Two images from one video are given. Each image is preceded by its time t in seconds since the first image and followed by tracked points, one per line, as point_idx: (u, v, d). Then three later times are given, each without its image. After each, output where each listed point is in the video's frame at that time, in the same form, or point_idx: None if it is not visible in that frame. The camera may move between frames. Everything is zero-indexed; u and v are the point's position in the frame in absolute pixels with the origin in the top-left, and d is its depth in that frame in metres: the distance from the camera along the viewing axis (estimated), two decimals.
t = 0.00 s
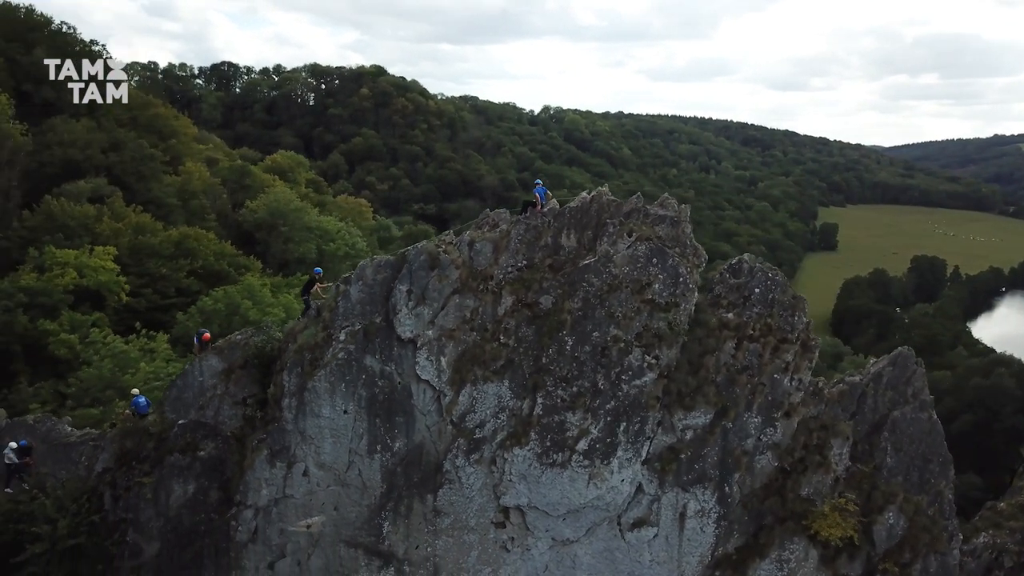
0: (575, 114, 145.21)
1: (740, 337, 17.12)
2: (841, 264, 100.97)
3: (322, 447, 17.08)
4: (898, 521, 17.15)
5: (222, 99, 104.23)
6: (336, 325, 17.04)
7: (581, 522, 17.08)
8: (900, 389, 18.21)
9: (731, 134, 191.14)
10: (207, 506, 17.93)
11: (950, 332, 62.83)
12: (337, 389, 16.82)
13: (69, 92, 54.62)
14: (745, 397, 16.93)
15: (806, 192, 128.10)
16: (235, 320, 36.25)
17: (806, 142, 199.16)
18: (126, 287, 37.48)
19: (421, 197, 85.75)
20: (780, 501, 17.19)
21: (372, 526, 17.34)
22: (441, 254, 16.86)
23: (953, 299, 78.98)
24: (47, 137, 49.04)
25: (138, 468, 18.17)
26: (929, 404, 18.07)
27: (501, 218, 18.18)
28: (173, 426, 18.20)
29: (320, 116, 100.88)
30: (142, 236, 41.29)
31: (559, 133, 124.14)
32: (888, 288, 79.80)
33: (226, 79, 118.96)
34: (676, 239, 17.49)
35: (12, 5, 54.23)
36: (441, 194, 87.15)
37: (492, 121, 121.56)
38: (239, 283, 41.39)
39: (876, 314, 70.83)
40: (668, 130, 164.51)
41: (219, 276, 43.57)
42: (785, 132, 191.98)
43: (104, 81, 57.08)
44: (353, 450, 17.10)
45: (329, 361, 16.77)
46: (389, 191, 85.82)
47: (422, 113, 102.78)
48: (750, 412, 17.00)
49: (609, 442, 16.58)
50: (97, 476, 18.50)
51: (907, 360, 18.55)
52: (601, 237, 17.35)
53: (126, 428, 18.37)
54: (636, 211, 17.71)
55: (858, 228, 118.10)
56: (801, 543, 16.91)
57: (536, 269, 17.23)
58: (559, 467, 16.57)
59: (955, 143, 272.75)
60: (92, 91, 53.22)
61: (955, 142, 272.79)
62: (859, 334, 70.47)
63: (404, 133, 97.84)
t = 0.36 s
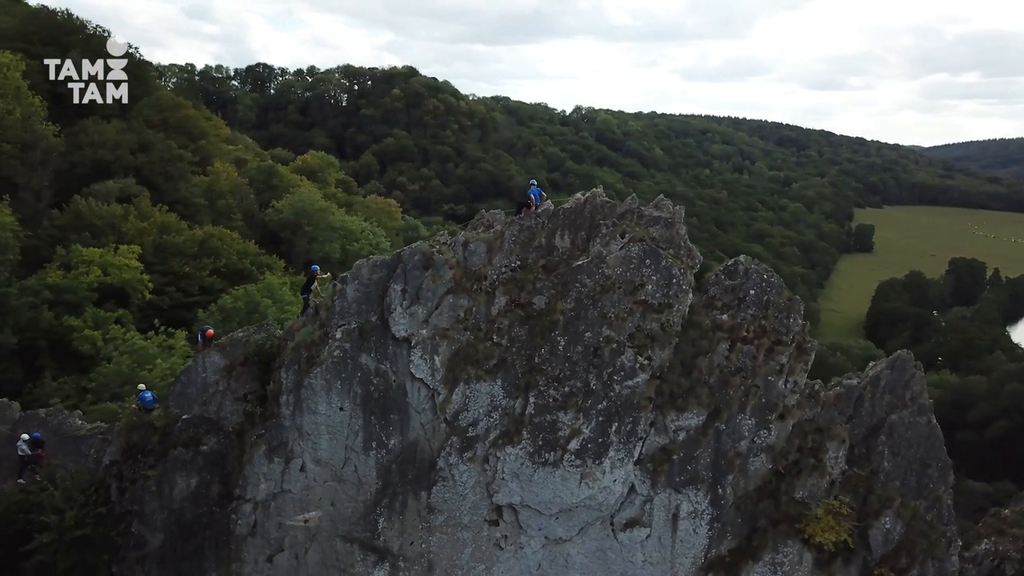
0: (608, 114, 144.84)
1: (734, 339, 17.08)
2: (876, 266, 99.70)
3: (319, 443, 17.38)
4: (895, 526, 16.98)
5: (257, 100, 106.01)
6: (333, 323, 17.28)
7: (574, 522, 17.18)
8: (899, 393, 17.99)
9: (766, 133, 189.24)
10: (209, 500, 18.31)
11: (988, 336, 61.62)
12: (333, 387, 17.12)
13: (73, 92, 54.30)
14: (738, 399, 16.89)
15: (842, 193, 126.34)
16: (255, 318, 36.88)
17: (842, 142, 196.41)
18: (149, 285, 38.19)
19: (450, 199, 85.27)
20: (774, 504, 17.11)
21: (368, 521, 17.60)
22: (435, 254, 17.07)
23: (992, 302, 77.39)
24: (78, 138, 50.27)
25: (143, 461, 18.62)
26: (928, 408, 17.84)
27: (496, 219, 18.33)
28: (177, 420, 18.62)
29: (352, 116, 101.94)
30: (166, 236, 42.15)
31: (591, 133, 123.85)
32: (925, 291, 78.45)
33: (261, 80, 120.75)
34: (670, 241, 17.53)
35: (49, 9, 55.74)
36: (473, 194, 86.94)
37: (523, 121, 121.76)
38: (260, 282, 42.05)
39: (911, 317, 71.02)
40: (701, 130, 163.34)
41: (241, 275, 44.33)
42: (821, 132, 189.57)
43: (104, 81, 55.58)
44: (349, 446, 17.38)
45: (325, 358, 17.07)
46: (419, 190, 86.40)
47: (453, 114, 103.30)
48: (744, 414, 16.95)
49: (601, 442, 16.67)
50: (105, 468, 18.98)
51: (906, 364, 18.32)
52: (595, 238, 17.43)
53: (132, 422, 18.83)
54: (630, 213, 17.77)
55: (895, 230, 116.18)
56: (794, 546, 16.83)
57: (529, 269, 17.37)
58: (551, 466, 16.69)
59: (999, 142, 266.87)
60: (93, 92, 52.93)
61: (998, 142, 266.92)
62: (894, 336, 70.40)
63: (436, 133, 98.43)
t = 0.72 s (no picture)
0: (648, 114, 144.08)
1: (734, 340, 17.07)
2: (922, 269, 97.72)
3: (324, 438, 17.79)
4: (898, 531, 16.80)
5: (299, 101, 107.80)
6: (338, 321, 17.66)
7: (574, 520, 17.30)
8: (905, 397, 17.74)
9: (811, 133, 186.41)
10: (220, 491, 18.84)
11: None
12: (338, 383, 17.52)
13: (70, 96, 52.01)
14: (738, 401, 16.89)
15: (887, 194, 123.86)
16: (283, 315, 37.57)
17: (890, 142, 192.44)
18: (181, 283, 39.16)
19: (489, 198, 86.01)
20: (774, 506, 17.06)
21: (372, 515, 17.93)
22: (438, 254, 17.36)
23: None
24: (119, 140, 51.68)
25: (159, 452, 19.22)
26: (934, 413, 17.57)
27: (500, 220, 18.56)
28: (192, 413, 19.18)
29: (393, 118, 103.09)
30: (199, 234, 43.17)
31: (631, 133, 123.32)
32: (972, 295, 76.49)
33: (304, 81, 122.73)
34: (672, 242, 17.60)
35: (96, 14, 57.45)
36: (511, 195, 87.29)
37: (562, 122, 121.79)
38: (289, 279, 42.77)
39: (957, 321, 69.69)
40: (744, 130, 161.55)
41: (272, 274, 45.11)
42: (868, 132, 186.04)
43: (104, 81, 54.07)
44: (354, 441, 17.75)
45: (330, 355, 17.47)
46: (457, 190, 86.93)
47: (492, 114, 103.75)
48: (744, 416, 16.92)
49: (600, 441, 16.79)
50: (123, 459, 19.61)
51: (913, 367, 18.07)
52: (595, 239, 17.57)
53: (149, 414, 19.43)
54: (631, 214, 17.85)
55: (943, 232, 113.51)
56: (795, 549, 16.77)
57: (530, 269, 17.56)
58: (551, 464, 16.84)
59: None
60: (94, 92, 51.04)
61: None
62: (939, 341, 69.31)
63: (475, 134, 98.94)
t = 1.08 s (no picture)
0: (692, 113, 142.88)
1: (737, 340, 17.09)
2: (973, 273, 95.07)
3: (333, 431, 18.24)
4: (903, 535, 16.67)
5: (343, 101, 109.38)
6: (347, 317, 18.08)
7: (576, 516, 17.47)
8: (912, 400, 17.56)
9: (860, 133, 182.84)
10: (236, 481, 19.42)
11: None
12: (346, 377, 17.94)
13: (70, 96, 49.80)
14: (740, 401, 16.91)
15: (938, 195, 120.81)
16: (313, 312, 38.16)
17: (944, 142, 187.54)
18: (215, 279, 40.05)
19: (529, 198, 86.36)
20: (776, 507, 17.04)
21: (379, 508, 18.32)
22: (443, 252, 17.67)
23: None
24: (161, 140, 53.03)
25: (178, 442, 19.88)
26: (943, 417, 17.36)
27: (506, 219, 18.80)
28: (209, 405, 19.80)
29: (434, 118, 104.09)
30: (234, 232, 44.19)
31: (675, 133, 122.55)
32: None
33: (348, 82, 124.42)
34: (676, 242, 17.67)
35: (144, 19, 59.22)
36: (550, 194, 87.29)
37: (604, 121, 121.47)
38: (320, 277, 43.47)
39: (1010, 325, 66.75)
40: (790, 130, 159.16)
41: (305, 271, 45.87)
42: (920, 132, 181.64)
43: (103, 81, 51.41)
44: (362, 435, 18.17)
45: (338, 350, 17.90)
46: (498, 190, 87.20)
47: (533, 114, 103.88)
48: (746, 416, 16.93)
49: (601, 439, 16.93)
50: (145, 448, 20.32)
51: (921, 371, 17.86)
52: (599, 239, 17.71)
53: (169, 405, 20.10)
54: (636, 214, 17.96)
55: (997, 233, 110.25)
56: (797, 550, 16.73)
57: (534, 268, 17.76)
58: (553, 461, 17.04)
59: None
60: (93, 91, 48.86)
61: None
62: (989, 346, 67.13)
63: (515, 133, 99.15)
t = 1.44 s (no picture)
0: (737, 113, 141.17)
1: (742, 341, 17.09)
2: None
3: (344, 425, 18.69)
4: (910, 540, 16.48)
5: (387, 102, 110.84)
6: (358, 313, 18.48)
7: (580, 514, 17.65)
8: (920, 404, 17.37)
9: (912, 133, 178.65)
10: (252, 472, 20.02)
11: None
12: (356, 372, 18.36)
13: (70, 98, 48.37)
14: (744, 402, 16.90)
15: (993, 196, 117.28)
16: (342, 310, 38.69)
17: (1002, 142, 181.88)
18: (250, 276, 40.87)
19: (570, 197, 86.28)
20: (779, 509, 17.01)
21: (389, 501, 18.71)
22: (450, 251, 17.99)
23: None
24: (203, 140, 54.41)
25: (199, 434, 20.54)
26: (952, 421, 17.12)
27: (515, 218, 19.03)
28: (229, 398, 20.42)
29: (476, 119, 104.84)
30: (269, 231, 45.16)
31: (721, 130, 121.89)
32: None
33: (393, 83, 125.92)
34: (681, 242, 17.73)
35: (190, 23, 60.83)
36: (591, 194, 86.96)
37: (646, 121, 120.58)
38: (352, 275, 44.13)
39: None
40: (839, 129, 156.13)
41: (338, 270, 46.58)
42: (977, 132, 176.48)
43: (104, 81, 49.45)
44: (372, 429, 18.59)
45: (349, 346, 18.33)
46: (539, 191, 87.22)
47: (575, 114, 103.69)
48: (750, 417, 16.93)
49: (604, 437, 17.07)
50: (167, 439, 21.03)
51: (931, 374, 17.64)
52: (605, 238, 17.84)
53: (190, 397, 20.77)
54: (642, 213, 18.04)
55: None
56: (801, 553, 16.67)
57: (539, 267, 17.95)
58: (556, 458, 17.25)
59: None
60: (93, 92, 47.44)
61: None
62: None
63: (557, 134, 99.11)
